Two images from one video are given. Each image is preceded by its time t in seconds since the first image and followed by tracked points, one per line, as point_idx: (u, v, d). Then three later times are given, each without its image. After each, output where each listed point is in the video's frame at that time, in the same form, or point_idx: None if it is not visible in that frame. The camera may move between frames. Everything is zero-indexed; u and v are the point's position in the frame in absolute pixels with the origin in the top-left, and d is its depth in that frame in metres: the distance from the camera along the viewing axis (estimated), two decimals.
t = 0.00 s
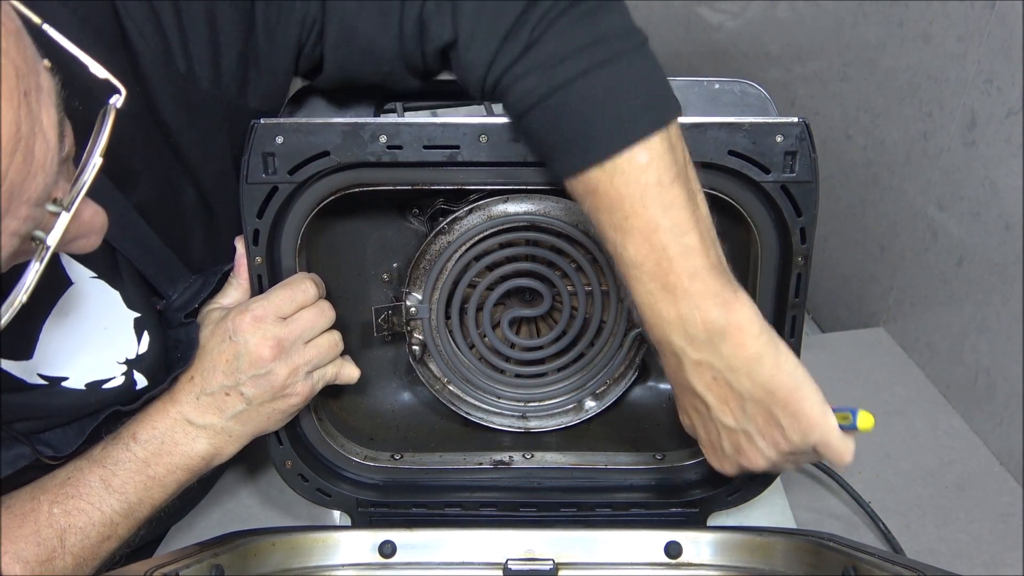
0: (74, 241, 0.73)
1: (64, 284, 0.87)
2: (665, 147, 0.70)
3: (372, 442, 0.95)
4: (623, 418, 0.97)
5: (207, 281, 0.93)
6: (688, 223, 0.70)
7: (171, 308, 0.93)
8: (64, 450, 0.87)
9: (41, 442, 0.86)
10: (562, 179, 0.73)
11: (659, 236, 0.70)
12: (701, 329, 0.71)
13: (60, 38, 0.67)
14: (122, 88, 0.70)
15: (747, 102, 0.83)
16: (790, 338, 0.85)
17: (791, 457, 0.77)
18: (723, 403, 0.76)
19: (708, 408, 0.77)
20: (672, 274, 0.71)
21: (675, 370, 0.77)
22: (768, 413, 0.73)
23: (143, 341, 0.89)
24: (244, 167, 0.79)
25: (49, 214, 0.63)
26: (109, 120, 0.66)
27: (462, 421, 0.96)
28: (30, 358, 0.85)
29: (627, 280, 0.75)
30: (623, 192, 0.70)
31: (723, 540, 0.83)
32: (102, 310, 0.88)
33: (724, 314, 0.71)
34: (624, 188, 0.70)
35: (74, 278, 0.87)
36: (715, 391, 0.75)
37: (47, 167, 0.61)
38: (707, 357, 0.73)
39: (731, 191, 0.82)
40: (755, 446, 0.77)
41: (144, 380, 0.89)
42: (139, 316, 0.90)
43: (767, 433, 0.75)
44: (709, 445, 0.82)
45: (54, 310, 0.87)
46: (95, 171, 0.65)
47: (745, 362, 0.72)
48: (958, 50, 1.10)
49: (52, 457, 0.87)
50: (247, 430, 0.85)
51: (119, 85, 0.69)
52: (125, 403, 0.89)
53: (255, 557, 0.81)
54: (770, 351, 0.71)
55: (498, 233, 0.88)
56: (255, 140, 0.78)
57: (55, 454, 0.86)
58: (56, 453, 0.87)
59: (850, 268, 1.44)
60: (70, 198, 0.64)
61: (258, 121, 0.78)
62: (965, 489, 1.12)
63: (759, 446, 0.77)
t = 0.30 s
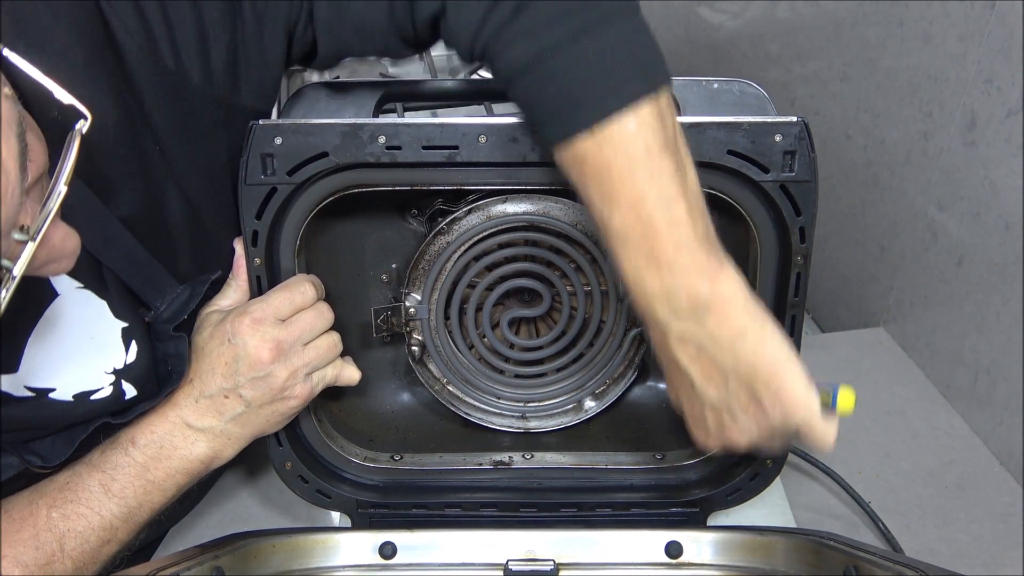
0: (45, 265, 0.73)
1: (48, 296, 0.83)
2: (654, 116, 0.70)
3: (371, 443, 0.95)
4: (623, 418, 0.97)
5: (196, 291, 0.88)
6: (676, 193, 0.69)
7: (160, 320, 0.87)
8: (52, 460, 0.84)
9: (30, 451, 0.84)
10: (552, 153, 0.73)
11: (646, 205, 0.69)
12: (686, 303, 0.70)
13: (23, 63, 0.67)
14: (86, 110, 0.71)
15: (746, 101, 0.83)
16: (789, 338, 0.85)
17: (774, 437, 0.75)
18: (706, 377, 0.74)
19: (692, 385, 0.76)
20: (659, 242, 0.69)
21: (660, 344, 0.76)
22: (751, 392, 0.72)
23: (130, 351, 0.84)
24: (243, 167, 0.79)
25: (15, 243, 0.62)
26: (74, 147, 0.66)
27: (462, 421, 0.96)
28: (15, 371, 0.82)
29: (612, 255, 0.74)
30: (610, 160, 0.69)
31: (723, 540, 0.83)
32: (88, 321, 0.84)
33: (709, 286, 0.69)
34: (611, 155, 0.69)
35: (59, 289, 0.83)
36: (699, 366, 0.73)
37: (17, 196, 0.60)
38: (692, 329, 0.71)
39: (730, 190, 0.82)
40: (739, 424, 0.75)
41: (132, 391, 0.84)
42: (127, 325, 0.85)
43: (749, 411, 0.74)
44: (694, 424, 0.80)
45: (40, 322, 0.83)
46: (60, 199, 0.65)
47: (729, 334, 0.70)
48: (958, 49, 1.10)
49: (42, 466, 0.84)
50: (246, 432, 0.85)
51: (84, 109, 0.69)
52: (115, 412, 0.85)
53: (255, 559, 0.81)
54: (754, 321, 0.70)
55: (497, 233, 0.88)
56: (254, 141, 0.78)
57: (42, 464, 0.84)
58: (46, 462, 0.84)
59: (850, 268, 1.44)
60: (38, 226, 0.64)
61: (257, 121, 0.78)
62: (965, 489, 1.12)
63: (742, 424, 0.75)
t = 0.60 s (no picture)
0: (29, 267, 0.72)
1: (40, 297, 0.83)
2: (666, 87, 0.70)
3: (371, 443, 0.95)
4: (622, 417, 0.97)
5: (188, 294, 0.87)
6: (693, 162, 0.70)
7: (152, 323, 0.87)
8: (47, 462, 0.84)
9: (23, 455, 0.84)
10: (563, 134, 0.73)
11: (667, 177, 0.70)
12: (717, 272, 0.72)
13: None
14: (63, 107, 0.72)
15: (745, 100, 0.83)
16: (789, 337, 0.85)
17: (807, 399, 0.77)
18: (739, 347, 0.76)
19: (723, 358, 0.78)
20: (684, 215, 0.71)
21: (690, 317, 0.78)
22: (787, 353, 0.74)
23: (124, 354, 0.85)
24: (243, 168, 0.79)
25: None
26: (52, 147, 0.64)
27: (462, 421, 0.96)
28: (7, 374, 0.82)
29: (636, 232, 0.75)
30: (626, 136, 0.70)
31: (724, 540, 0.83)
32: (80, 322, 0.84)
33: (739, 253, 0.71)
34: (626, 131, 0.70)
35: (51, 291, 0.83)
36: (734, 336, 0.76)
37: None
38: (724, 301, 0.74)
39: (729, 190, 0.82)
40: (773, 389, 0.77)
41: (126, 395, 0.85)
42: (120, 327, 0.86)
43: (784, 375, 0.76)
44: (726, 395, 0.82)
45: (32, 324, 0.83)
46: (39, 201, 0.64)
47: (764, 298, 0.73)
48: (958, 50, 1.10)
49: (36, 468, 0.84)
50: (247, 433, 0.85)
51: (62, 109, 0.67)
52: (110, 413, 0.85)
53: (256, 559, 0.80)
54: (784, 281, 0.72)
55: (497, 233, 0.88)
56: (254, 141, 0.78)
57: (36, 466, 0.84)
58: (40, 465, 0.84)
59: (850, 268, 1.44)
60: (17, 227, 0.63)
61: (256, 122, 0.78)
62: (965, 489, 1.12)
63: (777, 390, 0.77)
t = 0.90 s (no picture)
0: (24, 248, 0.71)
1: (36, 291, 0.83)
2: (659, 116, 0.70)
3: (371, 443, 0.95)
4: (623, 417, 0.97)
5: (183, 289, 0.89)
6: (691, 184, 0.70)
7: (149, 318, 0.88)
8: (43, 459, 0.86)
9: (19, 450, 0.86)
10: (559, 156, 0.73)
11: (664, 199, 0.69)
12: (716, 289, 0.71)
13: None
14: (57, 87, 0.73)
15: (745, 101, 0.83)
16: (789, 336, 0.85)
17: (807, 410, 0.76)
18: (740, 359, 0.75)
19: (724, 372, 0.78)
20: (682, 233, 0.70)
21: (690, 332, 0.77)
22: (787, 367, 0.73)
23: (119, 350, 0.86)
24: (243, 167, 0.79)
25: None
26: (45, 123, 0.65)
27: (462, 421, 0.96)
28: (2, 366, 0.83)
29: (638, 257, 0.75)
30: (623, 161, 0.69)
31: (723, 540, 0.83)
32: (75, 318, 0.85)
33: (737, 269, 0.71)
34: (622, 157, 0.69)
35: (47, 285, 0.84)
36: (733, 348, 0.75)
37: None
38: (721, 314, 0.73)
39: (730, 189, 0.82)
40: (774, 401, 0.76)
41: (121, 390, 0.86)
42: (116, 324, 0.86)
43: (784, 386, 0.75)
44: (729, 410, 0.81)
45: (27, 317, 0.84)
46: (31, 178, 0.64)
47: (764, 309, 0.72)
48: (958, 50, 1.11)
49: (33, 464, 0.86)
50: (248, 432, 0.85)
51: (54, 88, 0.68)
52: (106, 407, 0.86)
53: (255, 559, 0.80)
54: (782, 301, 0.72)
55: (497, 233, 0.88)
56: (254, 141, 0.78)
57: (33, 462, 0.86)
58: (35, 461, 0.86)
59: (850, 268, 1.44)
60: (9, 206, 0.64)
61: (256, 122, 0.78)
62: (965, 489, 1.12)
63: (778, 401, 0.76)
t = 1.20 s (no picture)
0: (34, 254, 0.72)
1: (36, 297, 0.83)
2: (663, 177, 0.71)
3: (371, 444, 0.95)
4: (622, 417, 0.97)
5: (184, 296, 0.88)
6: (690, 247, 0.72)
7: (148, 325, 0.87)
8: (42, 462, 0.85)
9: (18, 453, 0.85)
10: (560, 212, 0.73)
11: (666, 261, 0.72)
12: (715, 347, 0.74)
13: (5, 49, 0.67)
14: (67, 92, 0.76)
15: (746, 101, 0.83)
16: (789, 337, 0.85)
17: (801, 466, 0.79)
18: (735, 417, 0.78)
19: (719, 429, 0.80)
20: (681, 295, 0.73)
21: (687, 388, 0.80)
22: (781, 425, 0.75)
23: (119, 356, 0.84)
24: (243, 167, 0.79)
25: None
26: (56, 130, 0.66)
27: (462, 421, 0.96)
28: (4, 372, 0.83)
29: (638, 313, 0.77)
30: (624, 223, 0.71)
31: (723, 540, 0.83)
32: (76, 324, 0.84)
33: (735, 330, 0.73)
34: (625, 218, 0.71)
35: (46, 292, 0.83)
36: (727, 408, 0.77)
37: None
38: (712, 378, 0.76)
39: (730, 190, 0.82)
40: (768, 458, 0.78)
41: (120, 396, 0.85)
42: (116, 330, 0.85)
43: (779, 444, 0.77)
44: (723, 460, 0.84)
45: (28, 323, 0.83)
46: (42, 183, 0.65)
47: (757, 378, 0.74)
48: (958, 49, 1.10)
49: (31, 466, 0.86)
50: (250, 433, 0.86)
51: (67, 94, 0.69)
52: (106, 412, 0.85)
53: (255, 559, 0.80)
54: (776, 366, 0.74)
55: (497, 233, 0.88)
56: (254, 140, 0.78)
57: (32, 465, 0.85)
58: (34, 465, 0.85)
59: (850, 268, 1.44)
60: (19, 210, 0.64)
61: (256, 121, 0.78)
62: (965, 489, 1.12)
63: (772, 458, 0.78)
